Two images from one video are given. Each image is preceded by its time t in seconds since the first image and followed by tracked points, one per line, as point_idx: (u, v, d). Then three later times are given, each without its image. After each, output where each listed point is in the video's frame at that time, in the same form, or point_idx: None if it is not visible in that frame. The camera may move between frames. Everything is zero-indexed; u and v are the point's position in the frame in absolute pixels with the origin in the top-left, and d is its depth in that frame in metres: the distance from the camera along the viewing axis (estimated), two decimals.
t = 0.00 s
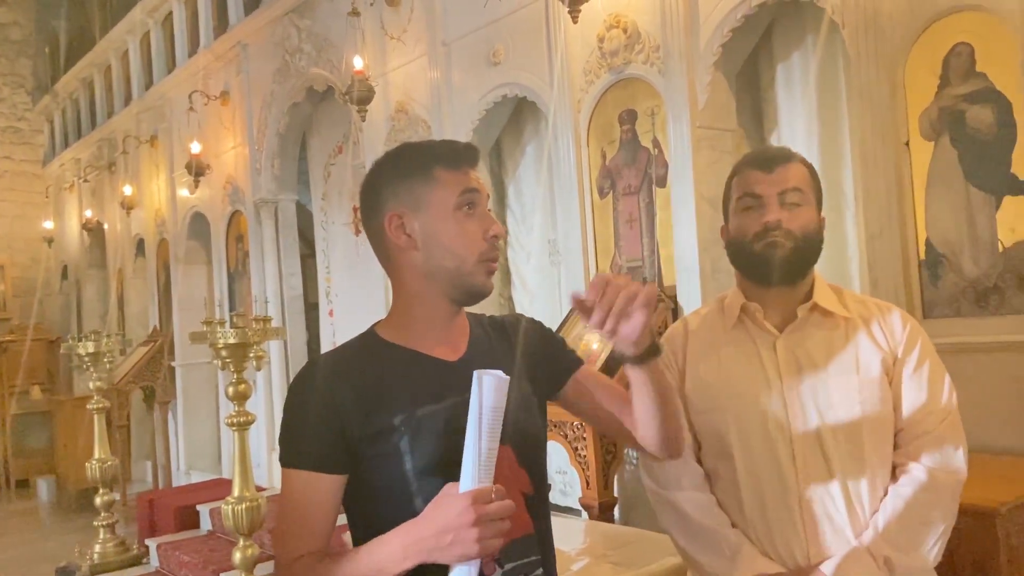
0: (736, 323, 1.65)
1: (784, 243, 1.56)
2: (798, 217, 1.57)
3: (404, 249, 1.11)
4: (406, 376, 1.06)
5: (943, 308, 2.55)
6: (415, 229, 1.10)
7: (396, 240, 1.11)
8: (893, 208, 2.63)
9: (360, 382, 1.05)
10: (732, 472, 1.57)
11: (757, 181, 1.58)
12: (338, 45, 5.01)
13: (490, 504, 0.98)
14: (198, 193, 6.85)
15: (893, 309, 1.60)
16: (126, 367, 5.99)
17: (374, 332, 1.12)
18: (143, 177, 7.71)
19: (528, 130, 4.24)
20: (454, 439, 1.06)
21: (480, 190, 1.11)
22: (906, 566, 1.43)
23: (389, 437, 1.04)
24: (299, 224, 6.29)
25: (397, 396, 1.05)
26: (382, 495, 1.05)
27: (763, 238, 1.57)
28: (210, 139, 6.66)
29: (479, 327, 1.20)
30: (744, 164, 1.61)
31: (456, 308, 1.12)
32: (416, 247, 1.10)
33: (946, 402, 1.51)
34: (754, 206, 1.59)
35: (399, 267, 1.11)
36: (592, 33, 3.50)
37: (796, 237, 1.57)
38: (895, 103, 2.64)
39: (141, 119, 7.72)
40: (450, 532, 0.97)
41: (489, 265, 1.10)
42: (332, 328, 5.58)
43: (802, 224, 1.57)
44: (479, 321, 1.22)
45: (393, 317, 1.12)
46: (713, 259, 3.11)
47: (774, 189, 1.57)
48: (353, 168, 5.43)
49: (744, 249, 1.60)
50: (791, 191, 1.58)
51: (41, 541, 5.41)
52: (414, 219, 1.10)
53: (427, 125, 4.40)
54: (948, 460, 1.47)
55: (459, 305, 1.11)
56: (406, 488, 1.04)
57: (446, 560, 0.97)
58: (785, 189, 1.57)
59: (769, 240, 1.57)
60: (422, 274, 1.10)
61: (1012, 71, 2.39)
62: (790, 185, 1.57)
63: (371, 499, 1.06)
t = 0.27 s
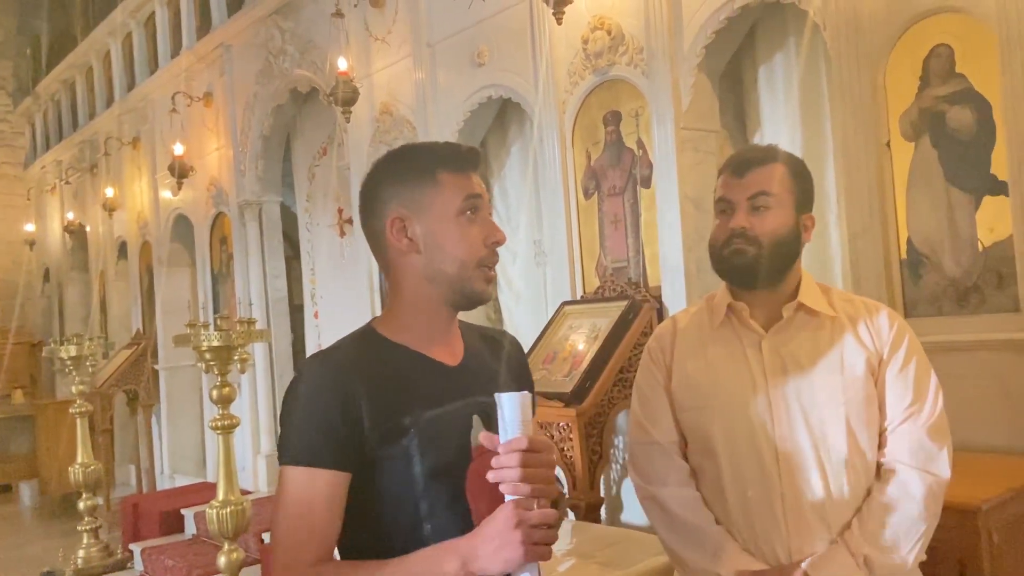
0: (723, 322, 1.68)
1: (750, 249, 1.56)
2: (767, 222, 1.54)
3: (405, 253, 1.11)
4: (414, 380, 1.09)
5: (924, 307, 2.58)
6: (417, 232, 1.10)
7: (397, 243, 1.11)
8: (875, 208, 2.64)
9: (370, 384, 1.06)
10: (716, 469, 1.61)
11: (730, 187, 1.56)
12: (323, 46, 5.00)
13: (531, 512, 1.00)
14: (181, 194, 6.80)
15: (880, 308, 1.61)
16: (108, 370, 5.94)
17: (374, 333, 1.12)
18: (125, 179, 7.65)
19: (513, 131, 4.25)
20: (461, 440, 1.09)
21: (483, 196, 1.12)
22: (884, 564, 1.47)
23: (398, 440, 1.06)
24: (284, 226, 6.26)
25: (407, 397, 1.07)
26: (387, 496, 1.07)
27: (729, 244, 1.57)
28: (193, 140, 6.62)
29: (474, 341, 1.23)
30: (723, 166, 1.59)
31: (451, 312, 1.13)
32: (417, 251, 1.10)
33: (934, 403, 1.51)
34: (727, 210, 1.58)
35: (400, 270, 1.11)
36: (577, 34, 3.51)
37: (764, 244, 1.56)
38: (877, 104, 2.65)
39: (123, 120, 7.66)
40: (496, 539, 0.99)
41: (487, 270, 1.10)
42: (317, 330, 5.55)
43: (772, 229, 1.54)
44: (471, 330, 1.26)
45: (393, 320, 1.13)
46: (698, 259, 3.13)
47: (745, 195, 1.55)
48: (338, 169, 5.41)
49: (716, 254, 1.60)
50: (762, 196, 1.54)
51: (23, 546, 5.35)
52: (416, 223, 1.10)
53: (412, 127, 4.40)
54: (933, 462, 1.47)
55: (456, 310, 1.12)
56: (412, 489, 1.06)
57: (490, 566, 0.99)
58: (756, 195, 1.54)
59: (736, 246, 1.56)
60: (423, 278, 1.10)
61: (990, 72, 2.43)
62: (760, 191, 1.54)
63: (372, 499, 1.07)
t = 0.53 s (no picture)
0: (719, 322, 1.70)
1: (742, 252, 1.63)
2: (761, 224, 1.62)
3: (398, 254, 1.10)
4: (413, 382, 1.07)
5: (914, 308, 2.59)
6: (412, 235, 1.10)
7: (391, 245, 1.11)
8: (865, 209, 2.65)
9: (370, 385, 1.03)
10: (711, 469, 1.62)
11: (728, 189, 1.65)
12: (312, 49, 4.99)
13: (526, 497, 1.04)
14: (171, 198, 6.78)
15: (878, 309, 1.61)
16: (98, 376, 5.90)
17: (367, 335, 1.09)
18: (115, 183, 7.63)
19: (503, 133, 4.24)
20: (457, 443, 1.08)
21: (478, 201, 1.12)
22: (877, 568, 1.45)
23: (400, 443, 1.04)
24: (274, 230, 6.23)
25: (408, 401, 1.05)
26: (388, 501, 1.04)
27: (724, 246, 1.65)
28: (182, 144, 6.60)
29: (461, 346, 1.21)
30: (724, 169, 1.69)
31: (442, 314, 1.12)
32: (412, 253, 1.10)
33: (930, 405, 1.50)
34: (725, 212, 1.67)
35: (393, 272, 1.11)
36: (566, 37, 3.51)
37: (756, 245, 1.62)
38: (866, 107, 2.67)
39: (112, 124, 7.63)
40: (516, 529, 1.01)
41: (480, 275, 1.10)
42: (307, 334, 5.52)
43: (762, 231, 1.61)
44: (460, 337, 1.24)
45: (385, 322, 1.11)
46: (688, 261, 3.14)
47: (739, 198, 1.64)
48: (328, 173, 5.40)
49: (712, 255, 1.69)
50: (758, 199, 1.63)
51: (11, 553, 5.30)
52: (410, 225, 1.10)
53: (402, 131, 4.38)
54: (927, 466, 1.45)
55: (447, 313, 1.11)
56: (413, 493, 1.04)
57: (516, 558, 1.01)
58: (749, 198, 1.63)
59: (730, 249, 1.64)
60: (415, 280, 1.09)
61: (978, 74, 2.44)
62: (754, 194, 1.63)
63: (373, 505, 1.04)
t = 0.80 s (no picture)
0: (724, 321, 1.67)
1: (748, 258, 1.57)
2: (769, 229, 1.55)
3: (391, 258, 1.11)
4: (405, 386, 1.07)
5: (906, 310, 2.61)
6: (404, 238, 1.10)
7: (384, 249, 1.11)
8: (857, 211, 2.67)
9: (362, 389, 1.04)
10: (713, 469, 1.60)
11: (736, 191, 1.57)
12: (306, 53, 4.99)
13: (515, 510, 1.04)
14: (164, 203, 6.76)
15: (885, 313, 1.60)
16: (91, 381, 5.88)
17: (360, 337, 1.10)
18: (108, 188, 7.61)
19: (497, 137, 4.25)
20: (447, 448, 1.07)
21: (471, 204, 1.12)
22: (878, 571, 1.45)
23: (389, 446, 1.04)
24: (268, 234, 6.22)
25: (398, 404, 1.05)
26: (377, 504, 1.04)
27: (729, 251, 1.59)
28: (176, 148, 6.59)
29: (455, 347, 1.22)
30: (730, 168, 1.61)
31: (434, 317, 1.12)
32: (405, 257, 1.10)
33: (934, 411, 1.50)
34: (730, 214, 1.60)
35: (386, 275, 1.11)
36: (560, 41, 3.52)
37: (763, 251, 1.56)
38: (857, 110, 2.68)
39: (105, 128, 7.61)
40: (508, 541, 1.02)
41: (474, 279, 1.10)
42: (301, 338, 5.51)
43: (770, 238, 1.55)
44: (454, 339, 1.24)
45: (378, 326, 1.11)
46: (682, 263, 3.15)
47: (747, 202, 1.57)
48: (322, 176, 5.40)
49: (718, 259, 1.63)
50: (767, 203, 1.56)
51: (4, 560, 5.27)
52: (403, 229, 1.10)
53: (396, 134, 4.38)
54: (930, 470, 1.45)
55: (440, 316, 1.11)
56: (402, 497, 1.04)
57: (506, 568, 1.01)
58: (758, 202, 1.56)
59: (736, 254, 1.58)
60: (407, 284, 1.09)
61: (969, 77, 2.45)
62: (763, 198, 1.55)
63: (362, 509, 1.04)
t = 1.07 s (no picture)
0: (735, 320, 1.65)
1: (766, 255, 1.55)
2: (786, 227, 1.54)
3: (384, 260, 1.10)
4: (399, 387, 1.06)
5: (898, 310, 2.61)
6: (396, 240, 1.09)
7: (377, 251, 1.11)
8: (850, 211, 2.67)
9: (355, 388, 1.03)
10: (724, 468, 1.58)
11: (752, 187, 1.56)
12: (298, 55, 4.98)
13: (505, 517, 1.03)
14: (156, 206, 6.75)
15: (897, 314, 1.58)
16: (83, 385, 5.85)
17: (354, 338, 1.09)
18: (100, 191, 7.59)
19: (489, 139, 4.24)
20: (440, 449, 1.07)
21: (463, 204, 1.12)
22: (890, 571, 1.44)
23: (381, 446, 1.03)
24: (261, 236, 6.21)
25: (391, 405, 1.05)
26: (369, 504, 1.03)
27: (746, 248, 1.57)
28: (168, 151, 6.57)
29: (451, 349, 1.21)
30: (747, 165, 1.60)
31: (428, 319, 1.11)
32: (397, 259, 1.09)
33: (945, 412, 1.49)
34: (747, 211, 1.58)
35: (379, 278, 1.11)
36: (552, 42, 3.52)
37: (781, 249, 1.55)
38: (850, 111, 2.69)
39: (96, 131, 7.59)
40: (502, 546, 1.02)
41: (468, 279, 1.10)
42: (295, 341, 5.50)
43: (789, 235, 1.54)
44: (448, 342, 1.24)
45: (373, 328, 1.11)
46: (675, 265, 3.14)
47: (766, 198, 1.55)
48: (314, 179, 5.39)
49: (734, 256, 1.61)
50: (784, 201, 1.55)
51: None
52: (395, 231, 1.10)
53: (389, 136, 4.38)
54: (940, 470, 1.45)
55: (435, 317, 1.11)
56: (394, 496, 1.03)
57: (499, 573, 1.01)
58: (777, 199, 1.55)
59: (753, 251, 1.57)
60: (400, 285, 1.09)
61: (960, 78, 2.46)
62: (783, 195, 1.54)
63: (353, 508, 1.03)
